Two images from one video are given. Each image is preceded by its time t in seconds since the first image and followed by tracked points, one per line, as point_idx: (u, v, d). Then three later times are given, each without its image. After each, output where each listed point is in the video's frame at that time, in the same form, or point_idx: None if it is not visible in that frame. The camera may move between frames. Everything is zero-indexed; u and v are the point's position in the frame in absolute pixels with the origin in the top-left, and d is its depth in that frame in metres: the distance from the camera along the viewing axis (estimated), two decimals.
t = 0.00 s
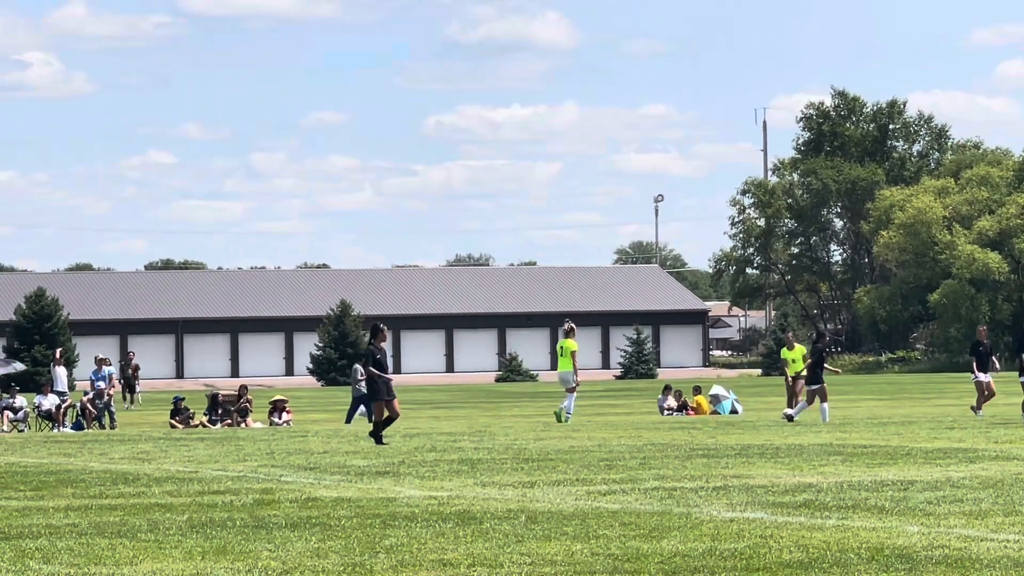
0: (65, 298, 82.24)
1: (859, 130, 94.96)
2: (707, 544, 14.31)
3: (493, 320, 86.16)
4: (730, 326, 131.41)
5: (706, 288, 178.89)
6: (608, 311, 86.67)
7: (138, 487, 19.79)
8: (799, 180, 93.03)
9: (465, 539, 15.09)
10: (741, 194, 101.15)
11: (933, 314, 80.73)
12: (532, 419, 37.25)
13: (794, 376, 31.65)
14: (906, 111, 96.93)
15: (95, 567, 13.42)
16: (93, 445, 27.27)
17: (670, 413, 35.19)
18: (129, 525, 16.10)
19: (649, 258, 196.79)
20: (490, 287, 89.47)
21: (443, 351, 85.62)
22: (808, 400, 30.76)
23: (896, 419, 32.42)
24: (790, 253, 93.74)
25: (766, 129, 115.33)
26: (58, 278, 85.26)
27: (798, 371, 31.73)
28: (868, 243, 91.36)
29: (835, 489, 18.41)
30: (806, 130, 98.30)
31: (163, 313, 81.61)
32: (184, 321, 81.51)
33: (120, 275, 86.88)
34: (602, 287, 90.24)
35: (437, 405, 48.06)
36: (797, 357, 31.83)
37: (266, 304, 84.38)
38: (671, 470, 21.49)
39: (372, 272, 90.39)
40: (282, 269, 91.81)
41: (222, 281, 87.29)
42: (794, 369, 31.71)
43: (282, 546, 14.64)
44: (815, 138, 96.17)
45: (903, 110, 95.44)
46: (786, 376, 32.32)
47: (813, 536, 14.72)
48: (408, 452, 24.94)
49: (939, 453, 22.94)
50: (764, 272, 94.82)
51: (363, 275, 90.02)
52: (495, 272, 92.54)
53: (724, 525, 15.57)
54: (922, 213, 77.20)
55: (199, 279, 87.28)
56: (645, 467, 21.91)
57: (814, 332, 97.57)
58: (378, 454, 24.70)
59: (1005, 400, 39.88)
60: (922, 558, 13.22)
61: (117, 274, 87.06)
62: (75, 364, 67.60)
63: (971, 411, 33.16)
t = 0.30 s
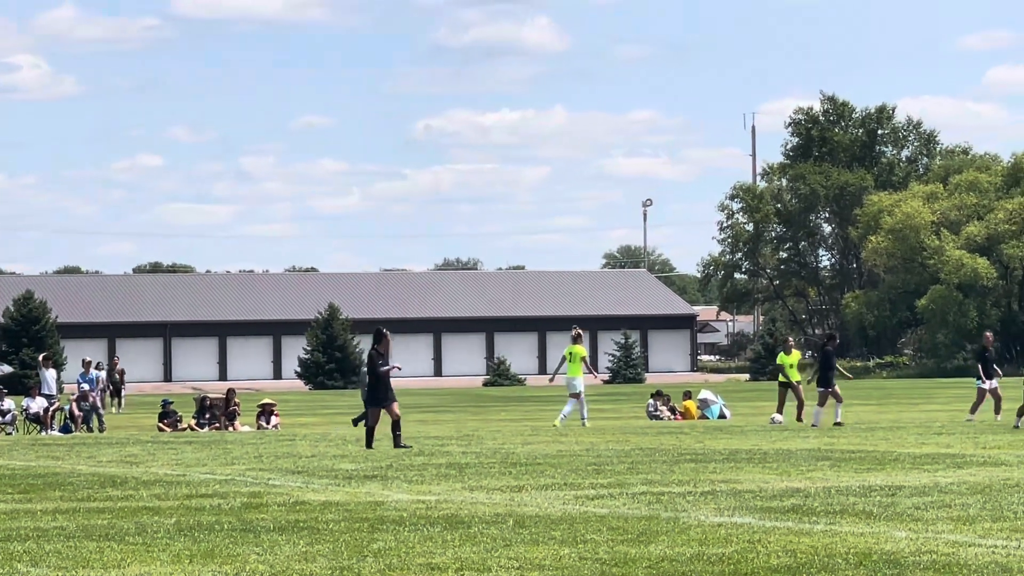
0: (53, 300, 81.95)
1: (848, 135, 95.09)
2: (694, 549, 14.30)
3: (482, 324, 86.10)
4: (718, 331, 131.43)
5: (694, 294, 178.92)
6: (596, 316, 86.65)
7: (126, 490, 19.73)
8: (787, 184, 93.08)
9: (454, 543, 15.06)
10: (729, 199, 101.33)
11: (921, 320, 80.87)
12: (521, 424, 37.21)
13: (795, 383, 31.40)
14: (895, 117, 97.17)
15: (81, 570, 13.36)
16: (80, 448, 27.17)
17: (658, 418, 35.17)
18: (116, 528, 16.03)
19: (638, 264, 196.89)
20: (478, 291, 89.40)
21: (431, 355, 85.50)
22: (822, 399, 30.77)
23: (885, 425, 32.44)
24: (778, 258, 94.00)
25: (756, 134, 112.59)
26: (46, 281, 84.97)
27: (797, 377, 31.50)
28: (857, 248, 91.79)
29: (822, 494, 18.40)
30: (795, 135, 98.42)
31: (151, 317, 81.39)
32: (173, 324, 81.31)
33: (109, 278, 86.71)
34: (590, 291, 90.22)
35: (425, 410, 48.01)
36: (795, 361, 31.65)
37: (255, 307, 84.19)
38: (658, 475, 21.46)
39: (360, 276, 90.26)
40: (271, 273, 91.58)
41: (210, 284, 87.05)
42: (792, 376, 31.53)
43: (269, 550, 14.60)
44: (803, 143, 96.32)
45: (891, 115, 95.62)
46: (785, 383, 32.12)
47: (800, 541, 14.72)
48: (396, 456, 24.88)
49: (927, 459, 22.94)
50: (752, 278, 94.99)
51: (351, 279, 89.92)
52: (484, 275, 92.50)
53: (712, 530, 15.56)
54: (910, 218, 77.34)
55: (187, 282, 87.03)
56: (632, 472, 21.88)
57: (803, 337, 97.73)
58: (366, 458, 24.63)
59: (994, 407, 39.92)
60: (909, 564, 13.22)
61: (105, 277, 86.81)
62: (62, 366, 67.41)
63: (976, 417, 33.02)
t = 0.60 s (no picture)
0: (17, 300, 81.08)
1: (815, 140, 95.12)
2: (659, 553, 14.00)
3: (448, 327, 85.64)
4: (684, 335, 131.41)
5: (660, 297, 178.99)
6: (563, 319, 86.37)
7: (90, 491, 19.26)
8: (753, 189, 93.07)
9: (419, 546, 14.69)
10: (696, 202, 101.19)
11: (887, 325, 80.93)
12: (486, 427, 36.87)
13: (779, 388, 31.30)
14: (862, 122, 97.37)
15: (44, 572, 12.92)
16: (43, 449, 26.62)
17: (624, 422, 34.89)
18: (81, 529, 15.59)
19: (603, 266, 196.92)
20: (445, 293, 88.91)
21: (397, 357, 84.96)
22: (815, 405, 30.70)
23: (851, 429, 32.28)
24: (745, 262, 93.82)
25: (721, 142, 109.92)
26: (10, 281, 84.05)
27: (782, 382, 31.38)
28: (823, 253, 91.58)
29: (788, 498, 18.11)
30: (761, 140, 98.34)
31: (117, 318, 80.64)
32: (139, 325, 80.58)
33: (74, 278, 85.84)
34: (558, 294, 89.90)
35: (390, 412, 47.62)
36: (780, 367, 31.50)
37: (222, 308, 83.47)
38: (624, 478, 21.16)
39: (325, 278, 89.64)
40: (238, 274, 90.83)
41: (177, 285, 86.26)
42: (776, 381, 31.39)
43: (235, 552, 14.19)
44: (770, 147, 96.25)
45: (858, 120, 95.78)
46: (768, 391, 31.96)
47: (765, 545, 14.44)
48: (362, 459, 24.48)
49: (893, 464, 22.73)
50: (719, 281, 94.82)
51: (317, 281, 89.31)
52: (450, 278, 92.08)
53: (677, 534, 15.25)
54: (877, 223, 77.37)
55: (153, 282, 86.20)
56: (598, 475, 21.58)
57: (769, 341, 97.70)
58: (331, 460, 24.23)
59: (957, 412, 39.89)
60: (875, 569, 12.94)
61: (70, 278, 85.93)
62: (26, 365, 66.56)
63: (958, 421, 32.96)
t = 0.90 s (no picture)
0: None
1: (758, 146, 95.09)
2: (601, 557, 13.48)
3: (392, 330, 84.93)
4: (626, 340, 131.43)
5: (603, 303, 179.28)
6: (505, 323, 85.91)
7: (30, 492, 18.52)
8: (697, 194, 92.96)
9: (362, 549, 14.10)
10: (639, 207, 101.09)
11: (830, 331, 81.01)
12: (428, 429, 36.32)
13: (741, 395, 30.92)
14: (806, 128, 97.86)
15: None
16: None
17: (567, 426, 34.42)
18: (19, 530, 14.85)
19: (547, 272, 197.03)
20: (389, 296, 88.15)
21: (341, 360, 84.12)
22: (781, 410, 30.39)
23: (790, 435, 32.05)
24: (688, 267, 93.59)
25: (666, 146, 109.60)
26: None
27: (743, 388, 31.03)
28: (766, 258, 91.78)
29: (730, 503, 17.56)
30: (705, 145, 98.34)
31: (58, 319, 79.39)
32: (80, 327, 79.40)
33: (15, 279, 84.39)
34: (502, 298, 89.39)
35: (333, 415, 46.92)
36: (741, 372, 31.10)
37: (164, 310, 82.29)
38: (566, 482, 20.67)
39: (267, 279, 88.55)
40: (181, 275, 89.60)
41: (119, 285, 84.96)
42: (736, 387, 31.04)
43: (178, 554, 13.57)
44: (714, 152, 96.20)
45: (801, 126, 96.18)
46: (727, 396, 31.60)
47: (708, 550, 13.92)
48: (305, 461, 23.85)
49: (836, 469, 22.37)
50: (663, 287, 94.13)
51: (258, 283, 88.23)
52: (393, 281, 91.34)
53: (620, 538, 14.74)
54: (820, 229, 77.58)
55: (96, 283, 84.89)
56: (540, 479, 21.08)
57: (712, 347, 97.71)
58: (274, 463, 23.56)
59: (897, 418, 39.79)
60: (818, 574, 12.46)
61: (10, 278, 84.45)
62: None
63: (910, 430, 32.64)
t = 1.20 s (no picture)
0: None
1: (681, 152, 95.28)
2: (521, 561, 12.94)
3: (314, 333, 83.97)
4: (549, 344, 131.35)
5: (527, 307, 179.34)
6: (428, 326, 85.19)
7: None
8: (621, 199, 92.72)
9: (283, 551, 13.45)
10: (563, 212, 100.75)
11: (751, 336, 81.13)
12: (350, 432, 35.68)
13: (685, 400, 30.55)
14: (729, 134, 97.99)
15: None
16: None
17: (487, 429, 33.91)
18: None
19: (470, 275, 196.83)
20: (312, 298, 87.14)
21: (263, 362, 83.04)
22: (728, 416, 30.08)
23: (712, 440, 31.78)
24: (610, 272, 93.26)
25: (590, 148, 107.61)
26: None
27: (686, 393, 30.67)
28: (689, 264, 92.34)
29: (650, 508, 16.98)
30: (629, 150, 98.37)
31: None
32: None
33: None
34: (425, 301, 88.65)
35: (255, 417, 46.09)
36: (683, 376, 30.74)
37: (85, 309, 80.67)
38: (488, 486, 20.10)
39: (190, 280, 87.21)
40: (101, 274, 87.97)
41: (39, 284, 83.20)
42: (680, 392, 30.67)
43: (97, 555, 12.92)
44: (638, 158, 96.22)
45: (724, 132, 96.30)
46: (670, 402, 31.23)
47: (627, 555, 13.33)
48: (226, 463, 23.12)
49: (756, 475, 22.00)
50: (585, 291, 94.28)
51: (179, 283, 86.87)
52: (316, 283, 90.29)
53: (540, 542, 14.18)
54: (742, 234, 77.80)
55: (14, 282, 83.09)
56: (461, 483, 20.49)
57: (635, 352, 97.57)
58: (194, 464, 22.81)
59: (818, 425, 39.70)
60: None
61: None
62: None
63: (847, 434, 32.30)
